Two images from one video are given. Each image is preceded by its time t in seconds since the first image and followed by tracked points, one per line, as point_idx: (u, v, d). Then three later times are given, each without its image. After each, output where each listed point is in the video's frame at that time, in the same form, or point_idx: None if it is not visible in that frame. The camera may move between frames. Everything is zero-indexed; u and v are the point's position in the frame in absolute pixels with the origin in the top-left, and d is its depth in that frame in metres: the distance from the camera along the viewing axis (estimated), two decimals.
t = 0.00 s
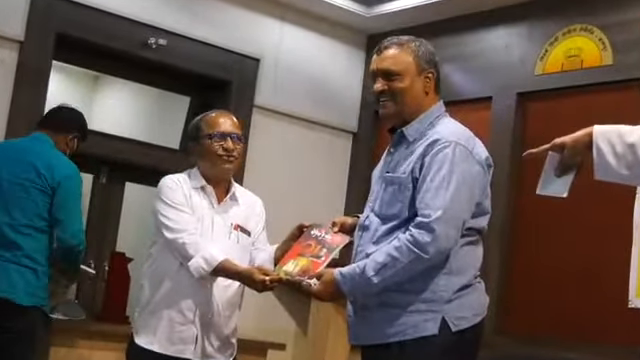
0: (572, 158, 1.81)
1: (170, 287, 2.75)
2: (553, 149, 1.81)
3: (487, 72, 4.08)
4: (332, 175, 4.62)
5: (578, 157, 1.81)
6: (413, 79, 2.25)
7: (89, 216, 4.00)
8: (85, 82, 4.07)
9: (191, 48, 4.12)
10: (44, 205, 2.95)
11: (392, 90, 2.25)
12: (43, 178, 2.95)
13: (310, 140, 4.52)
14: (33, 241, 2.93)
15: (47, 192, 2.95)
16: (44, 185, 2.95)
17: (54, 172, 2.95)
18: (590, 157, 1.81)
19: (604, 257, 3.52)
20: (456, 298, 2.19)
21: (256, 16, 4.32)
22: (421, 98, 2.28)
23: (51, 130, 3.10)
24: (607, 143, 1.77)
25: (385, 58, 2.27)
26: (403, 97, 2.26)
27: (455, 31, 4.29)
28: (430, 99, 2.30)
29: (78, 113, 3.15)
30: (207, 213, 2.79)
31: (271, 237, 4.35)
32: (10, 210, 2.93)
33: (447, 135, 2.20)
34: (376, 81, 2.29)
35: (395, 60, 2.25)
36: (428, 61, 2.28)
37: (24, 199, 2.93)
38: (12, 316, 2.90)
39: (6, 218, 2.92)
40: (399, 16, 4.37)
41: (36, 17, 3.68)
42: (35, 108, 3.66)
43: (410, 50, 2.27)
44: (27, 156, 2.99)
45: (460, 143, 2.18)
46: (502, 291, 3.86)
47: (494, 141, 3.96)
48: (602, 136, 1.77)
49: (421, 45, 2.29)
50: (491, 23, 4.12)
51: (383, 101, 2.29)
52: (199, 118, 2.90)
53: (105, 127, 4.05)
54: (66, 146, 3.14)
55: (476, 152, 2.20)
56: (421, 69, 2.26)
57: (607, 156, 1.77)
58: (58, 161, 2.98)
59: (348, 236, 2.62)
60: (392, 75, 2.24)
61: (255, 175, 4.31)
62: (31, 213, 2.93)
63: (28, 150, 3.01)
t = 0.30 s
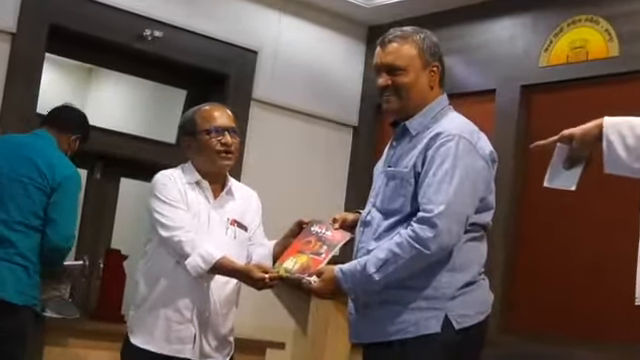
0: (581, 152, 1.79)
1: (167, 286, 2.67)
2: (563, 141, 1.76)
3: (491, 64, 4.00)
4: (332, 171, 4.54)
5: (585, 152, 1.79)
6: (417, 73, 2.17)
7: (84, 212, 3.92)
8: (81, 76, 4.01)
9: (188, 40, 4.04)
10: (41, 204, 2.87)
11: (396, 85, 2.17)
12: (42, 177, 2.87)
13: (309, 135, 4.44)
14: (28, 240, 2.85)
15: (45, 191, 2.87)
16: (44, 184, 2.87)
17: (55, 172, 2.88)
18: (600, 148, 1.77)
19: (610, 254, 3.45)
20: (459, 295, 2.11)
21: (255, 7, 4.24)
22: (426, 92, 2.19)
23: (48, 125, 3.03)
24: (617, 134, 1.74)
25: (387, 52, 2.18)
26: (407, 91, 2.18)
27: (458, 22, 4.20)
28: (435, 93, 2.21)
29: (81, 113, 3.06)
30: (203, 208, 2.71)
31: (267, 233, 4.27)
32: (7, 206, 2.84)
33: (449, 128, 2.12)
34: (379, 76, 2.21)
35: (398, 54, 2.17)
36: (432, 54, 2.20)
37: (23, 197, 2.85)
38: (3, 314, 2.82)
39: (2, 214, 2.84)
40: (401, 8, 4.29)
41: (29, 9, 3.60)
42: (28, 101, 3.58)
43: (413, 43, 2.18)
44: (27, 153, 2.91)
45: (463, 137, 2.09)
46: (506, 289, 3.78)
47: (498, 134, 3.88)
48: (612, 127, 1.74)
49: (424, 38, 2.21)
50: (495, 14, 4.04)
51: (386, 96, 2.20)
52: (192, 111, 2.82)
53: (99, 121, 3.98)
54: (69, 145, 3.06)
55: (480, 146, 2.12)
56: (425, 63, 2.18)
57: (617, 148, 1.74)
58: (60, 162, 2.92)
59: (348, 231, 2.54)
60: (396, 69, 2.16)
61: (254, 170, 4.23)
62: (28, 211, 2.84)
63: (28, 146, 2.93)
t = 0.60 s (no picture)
0: None
1: (166, 289, 2.58)
2: (622, 167, 1.24)
3: (495, 61, 3.93)
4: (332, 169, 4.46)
5: None
6: (422, 71, 2.10)
7: (80, 212, 3.86)
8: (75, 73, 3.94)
9: (186, 37, 3.97)
10: (30, 203, 2.80)
11: (401, 83, 2.10)
12: (30, 175, 2.80)
13: (310, 133, 4.37)
14: (18, 239, 2.78)
15: (34, 190, 2.79)
16: (33, 183, 2.80)
17: (43, 170, 2.80)
18: None
19: (616, 254, 3.38)
20: (463, 297, 2.04)
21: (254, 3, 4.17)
22: (431, 91, 2.12)
23: (39, 123, 2.95)
24: None
25: (392, 48, 2.11)
26: (412, 90, 2.11)
27: (461, 19, 4.13)
28: (439, 91, 2.14)
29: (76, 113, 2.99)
30: (199, 208, 2.64)
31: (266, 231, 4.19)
32: None
33: (454, 127, 2.05)
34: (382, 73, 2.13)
35: (403, 51, 2.09)
36: (438, 51, 2.12)
37: (11, 196, 2.78)
38: None
39: None
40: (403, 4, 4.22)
41: (24, 6, 3.53)
42: (23, 100, 3.51)
43: (418, 39, 2.11)
44: (18, 152, 2.84)
45: (468, 136, 2.02)
46: (510, 288, 3.71)
47: (502, 133, 3.81)
48: None
49: (430, 34, 2.13)
50: (499, 11, 3.97)
51: (390, 95, 2.13)
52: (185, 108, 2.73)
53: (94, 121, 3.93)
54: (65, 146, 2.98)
55: (485, 146, 2.05)
56: (431, 60, 2.10)
57: None
58: (49, 160, 2.84)
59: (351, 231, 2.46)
60: (401, 67, 2.09)
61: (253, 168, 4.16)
62: (17, 211, 2.78)
63: (19, 144, 2.87)
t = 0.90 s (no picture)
0: None
1: (158, 289, 2.52)
2: None
3: (495, 56, 3.87)
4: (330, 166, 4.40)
5: None
6: (422, 66, 2.04)
7: (74, 211, 3.81)
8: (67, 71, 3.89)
9: (181, 33, 3.92)
10: (13, 199, 2.82)
11: (400, 79, 2.04)
12: (14, 171, 2.83)
13: (307, 130, 4.31)
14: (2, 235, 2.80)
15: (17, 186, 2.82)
16: (16, 178, 2.82)
17: (26, 166, 2.83)
18: None
19: (619, 252, 3.33)
20: (463, 297, 1.98)
21: None
22: (431, 87, 2.06)
23: (31, 121, 2.98)
24: None
25: (391, 43, 2.05)
26: (412, 86, 2.05)
27: (461, 14, 4.07)
28: (439, 87, 2.08)
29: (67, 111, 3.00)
30: (189, 206, 2.58)
31: (262, 229, 4.13)
32: None
33: (455, 124, 1.99)
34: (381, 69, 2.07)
35: (402, 46, 2.03)
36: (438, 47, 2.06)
37: None
38: None
39: None
40: None
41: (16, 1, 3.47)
42: (14, 97, 3.45)
43: (418, 34, 2.05)
44: (5, 149, 2.88)
45: (469, 133, 1.97)
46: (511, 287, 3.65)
47: (502, 130, 3.75)
48: None
49: (430, 29, 2.07)
50: (499, 6, 3.91)
51: (389, 91, 2.06)
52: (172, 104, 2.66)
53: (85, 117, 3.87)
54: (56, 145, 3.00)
55: (486, 143, 1.99)
56: (431, 55, 2.04)
57: None
58: (34, 156, 2.86)
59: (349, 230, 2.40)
60: (400, 62, 2.03)
61: (249, 166, 4.10)
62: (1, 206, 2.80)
63: (6, 141, 2.90)
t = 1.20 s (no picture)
0: None
1: (154, 290, 2.47)
2: None
3: (497, 54, 3.82)
4: (329, 165, 4.35)
5: None
6: (412, 69, 1.98)
7: (69, 211, 3.75)
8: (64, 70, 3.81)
9: (178, 30, 3.87)
10: (12, 202, 2.77)
11: (391, 84, 2.00)
12: (13, 175, 2.78)
13: (306, 128, 4.26)
14: None
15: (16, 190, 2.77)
16: (15, 182, 2.78)
17: (25, 169, 2.78)
18: None
19: (622, 252, 3.28)
20: (465, 298, 1.93)
21: None
22: (424, 87, 2.01)
23: (32, 124, 2.94)
24: None
25: (379, 49, 2.01)
26: (404, 89, 2.00)
27: (461, 12, 4.02)
28: (434, 86, 2.02)
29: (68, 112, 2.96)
30: (184, 204, 2.53)
31: (260, 228, 4.08)
32: None
33: (457, 122, 1.94)
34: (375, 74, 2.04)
35: (390, 51, 1.99)
36: (428, 45, 2.00)
37: None
38: None
39: None
40: None
41: None
42: (9, 96, 3.40)
43: (404, 36, 1.99)
44: (4, 151, 2.82)
45: (471, 131, 1.91)
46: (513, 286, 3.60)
47: (504, 128, 3.71)
48: None
49: (418, 28, 2.00)
50: (499, 4, 3.86)
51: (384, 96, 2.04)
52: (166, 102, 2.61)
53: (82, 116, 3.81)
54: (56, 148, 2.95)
55: (489, 142, 1.93)
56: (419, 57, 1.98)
57: None
58: (34, 159, 2.81)
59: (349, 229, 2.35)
60: (389, 68, 1.99)
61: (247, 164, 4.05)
62: None
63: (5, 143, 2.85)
